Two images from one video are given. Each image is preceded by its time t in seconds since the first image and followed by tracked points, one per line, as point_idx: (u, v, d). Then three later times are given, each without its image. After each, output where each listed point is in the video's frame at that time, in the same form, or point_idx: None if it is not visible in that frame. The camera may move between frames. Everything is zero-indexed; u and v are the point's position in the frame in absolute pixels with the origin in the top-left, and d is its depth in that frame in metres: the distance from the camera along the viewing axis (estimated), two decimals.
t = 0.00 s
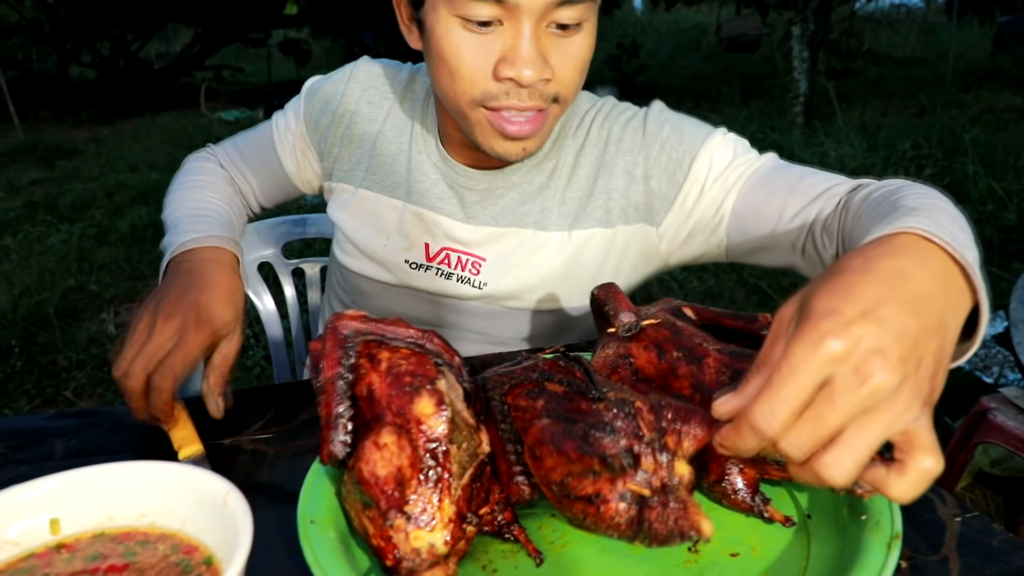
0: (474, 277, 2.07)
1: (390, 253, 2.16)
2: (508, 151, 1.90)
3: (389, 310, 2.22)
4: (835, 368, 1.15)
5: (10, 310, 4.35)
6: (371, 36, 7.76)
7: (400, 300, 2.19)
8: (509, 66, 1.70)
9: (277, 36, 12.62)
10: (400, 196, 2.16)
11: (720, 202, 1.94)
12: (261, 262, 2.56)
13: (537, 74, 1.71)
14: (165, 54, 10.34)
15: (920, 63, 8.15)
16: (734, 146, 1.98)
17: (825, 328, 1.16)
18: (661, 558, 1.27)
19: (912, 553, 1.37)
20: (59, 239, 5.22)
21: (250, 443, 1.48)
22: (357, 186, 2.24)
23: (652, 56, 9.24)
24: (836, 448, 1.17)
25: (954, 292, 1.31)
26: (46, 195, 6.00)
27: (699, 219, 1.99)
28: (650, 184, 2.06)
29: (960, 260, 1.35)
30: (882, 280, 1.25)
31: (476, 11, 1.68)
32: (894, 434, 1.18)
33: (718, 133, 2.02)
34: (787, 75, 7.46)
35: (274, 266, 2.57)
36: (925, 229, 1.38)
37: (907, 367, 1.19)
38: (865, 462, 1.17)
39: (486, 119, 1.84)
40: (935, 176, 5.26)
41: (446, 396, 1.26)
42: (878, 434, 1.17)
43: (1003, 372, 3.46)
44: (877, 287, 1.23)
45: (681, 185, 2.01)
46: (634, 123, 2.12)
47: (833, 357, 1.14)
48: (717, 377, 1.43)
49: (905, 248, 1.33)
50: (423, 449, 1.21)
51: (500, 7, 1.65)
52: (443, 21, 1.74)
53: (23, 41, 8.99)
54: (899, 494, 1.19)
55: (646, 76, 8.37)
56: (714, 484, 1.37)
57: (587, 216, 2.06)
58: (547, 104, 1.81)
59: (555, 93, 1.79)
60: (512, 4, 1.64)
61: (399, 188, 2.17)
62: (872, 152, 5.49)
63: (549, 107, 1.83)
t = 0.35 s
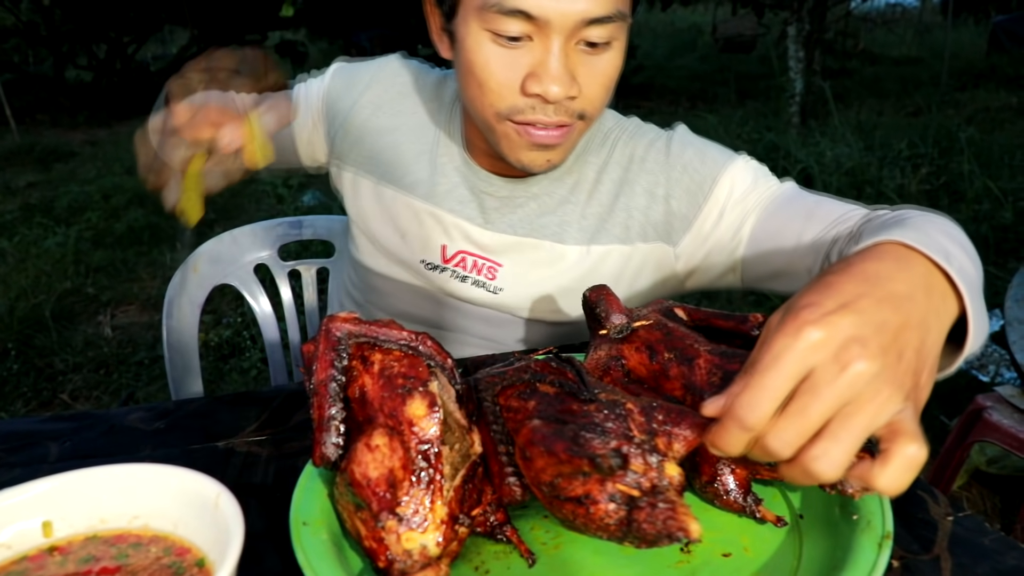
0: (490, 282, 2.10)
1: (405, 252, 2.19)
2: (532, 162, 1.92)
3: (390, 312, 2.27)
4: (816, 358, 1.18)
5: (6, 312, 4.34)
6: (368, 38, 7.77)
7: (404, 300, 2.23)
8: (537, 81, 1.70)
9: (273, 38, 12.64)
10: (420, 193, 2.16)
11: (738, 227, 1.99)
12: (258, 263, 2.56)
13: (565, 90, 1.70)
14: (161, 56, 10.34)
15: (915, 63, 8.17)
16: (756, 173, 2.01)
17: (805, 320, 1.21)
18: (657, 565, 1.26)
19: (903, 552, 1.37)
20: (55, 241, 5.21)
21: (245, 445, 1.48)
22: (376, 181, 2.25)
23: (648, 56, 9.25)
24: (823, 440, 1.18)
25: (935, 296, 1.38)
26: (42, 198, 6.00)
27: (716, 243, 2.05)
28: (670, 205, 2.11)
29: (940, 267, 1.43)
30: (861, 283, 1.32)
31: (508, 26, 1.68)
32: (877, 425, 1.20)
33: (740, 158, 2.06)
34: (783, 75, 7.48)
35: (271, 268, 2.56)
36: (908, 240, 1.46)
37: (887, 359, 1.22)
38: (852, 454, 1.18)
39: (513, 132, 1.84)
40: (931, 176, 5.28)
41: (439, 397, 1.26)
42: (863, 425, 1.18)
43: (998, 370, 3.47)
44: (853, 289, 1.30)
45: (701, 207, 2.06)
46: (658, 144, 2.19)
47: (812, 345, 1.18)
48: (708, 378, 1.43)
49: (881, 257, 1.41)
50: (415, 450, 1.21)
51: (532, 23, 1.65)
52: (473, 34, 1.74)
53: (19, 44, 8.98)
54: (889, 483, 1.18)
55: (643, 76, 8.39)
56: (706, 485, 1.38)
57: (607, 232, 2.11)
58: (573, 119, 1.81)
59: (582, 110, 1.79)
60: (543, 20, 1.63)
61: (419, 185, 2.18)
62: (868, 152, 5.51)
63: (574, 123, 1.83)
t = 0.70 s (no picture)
0: (513, 291, 2.12)
1: (434, 254, 2.14)
2: (556, 176, 2.02)
3: (388, 304, 2.21)
4: (797, 358, 1.22)
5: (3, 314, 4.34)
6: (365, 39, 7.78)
7: (410, 296, 2.17)
8: (563, 95, 1.68)
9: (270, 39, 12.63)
10: (453, 196, 2.12)
11: (748, 248, 2.03)
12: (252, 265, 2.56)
13: (591, 104, 1.69)
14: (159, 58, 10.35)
15: (912, 63, 8.19)
16: (770, 196, 2.07)
17: (789, 322, 1.25)
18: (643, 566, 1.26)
19: (893, 550, 1.38)
20: (53, 243, 5.20)
21: (237, 444, 1.49)
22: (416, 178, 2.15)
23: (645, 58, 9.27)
24: (803, 444, 1.19)
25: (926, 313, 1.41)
26: (40, 200, 5.99)
27: (727, 263, 2.08)
28: (685, 223, 2.17)
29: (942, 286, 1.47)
30: (857, 292, 1.37)
31: (536, 38, 1.64)
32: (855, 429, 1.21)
33: (755, 181, 2.11)
34: (779, 76, 7.49)
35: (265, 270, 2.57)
36: (915, 257, 1.51)
37: (871, 365, 1.25)
38: (832, 459, 1.19)
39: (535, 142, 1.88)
40: (928, 176, 5.29)
41: (429, 396, 1.26)
42: (841, 427, 1.20)
43: (993, 369, 3.49)
44: (843, 297, 1.34)
45: (715, 227, 2.11)
46: (676, 164, 2.24)
47: (794, 345, 1.22)
48: (700, 376, 1.43)
49: (876, 271, 1.45)
50: (403, 449, 1.22)
51: (560, 36, 1.63)
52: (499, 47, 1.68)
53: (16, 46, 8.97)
54: (865, 488, 1.19)
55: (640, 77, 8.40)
56: (697, 483, 1.38)
57: (624, 248, 2.15)
58: (597, 133, 1.85)
59: (606, 124, 1.83)
60: (571, 34, 1.62)
61: (454, 187, 2.13)
62: (865, 153, 5.52)
63: (597, 137, 1.87)
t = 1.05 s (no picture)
0: (520, 298, 2.16)
1: (440, 257, 2.17)
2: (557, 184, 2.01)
3: (389, 303, 2.23)
4: (783, 355, 1.26)
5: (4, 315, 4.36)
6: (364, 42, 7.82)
7: (410, 296, 2.20)
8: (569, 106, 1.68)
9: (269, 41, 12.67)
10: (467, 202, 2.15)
11: (755, 261, 1.97)
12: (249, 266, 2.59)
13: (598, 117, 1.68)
14: (159, 59, 10.38)
15: (908, 64, 8.22)
16: (777, 210, 2.01)
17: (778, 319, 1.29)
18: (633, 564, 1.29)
19: (888, 551, 1.41)
20: (53, 244, 5.23)
21: (232, 446, 1.54)
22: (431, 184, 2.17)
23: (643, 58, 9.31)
24: (788, 443, 1.22)
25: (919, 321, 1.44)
26: (40, 202, 6.02)
27: (734, 274, 2.03)
28: (691, 235, 2.15)
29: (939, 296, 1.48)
30: (847, 296, 1.40)
31: (543, 48, 1.65)
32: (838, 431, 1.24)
33: (763, 195, 2.06)
34: (776, 76, 7.52)
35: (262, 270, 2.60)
36: (911, 263, 1.52)
37: (855, 366, 1.28)
38: (814, 462, 1.21)
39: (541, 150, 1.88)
40: (923, 176, 5.31)
41: (421, 399, 1.29)
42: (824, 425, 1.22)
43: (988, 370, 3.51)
44: (831, 298, 1.38)
45: (721, 240, 2.07)
46: (685, 176, 2.25)
47: (781, 341, 1.26)
48: (693, 378, 1.46)
49: (869, 275, 1.48)
50: (396, 451, 1.25)
51: (567, 47, 1.63)
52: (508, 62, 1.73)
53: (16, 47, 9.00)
54: (838, 489, 1.21)
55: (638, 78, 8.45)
56: (691, 486, 1.41)
57: (629, 258, 2.19)
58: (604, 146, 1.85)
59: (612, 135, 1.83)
60: (579, 46, 1.62)
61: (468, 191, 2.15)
62: (860, 153, 5.55)
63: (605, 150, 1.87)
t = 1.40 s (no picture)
0: (518, 302, 2.15)
1: (441, 257, 2.18)
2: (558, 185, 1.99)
3: (388, 304, 2.24)
4: (789, 342, 1.28)
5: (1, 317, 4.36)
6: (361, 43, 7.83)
7: (410, 298, 2.21)
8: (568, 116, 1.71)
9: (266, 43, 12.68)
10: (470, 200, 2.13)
11: (755, 267, 2.01)
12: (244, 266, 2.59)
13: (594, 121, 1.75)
14: (157, 60, 10.39)
15: (904, 64, 8.24)
16: (776, 217, 2.05)
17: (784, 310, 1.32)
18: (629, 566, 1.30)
19: (884, 553, 1.42)
20: (50, 245, 5.23)
21: (225, 448, 1.56)
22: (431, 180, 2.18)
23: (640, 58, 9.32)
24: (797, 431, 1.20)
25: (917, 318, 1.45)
26: (37, 203, 6.02)
27: (732, 280, 2.07)
28: (691, 240, 2.15)
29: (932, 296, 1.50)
30: (849, 290, 1.42)
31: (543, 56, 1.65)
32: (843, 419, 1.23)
33: (762, 200, 2.08)
34: (773, 77, 7.53)
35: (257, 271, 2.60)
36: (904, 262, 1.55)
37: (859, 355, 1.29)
38: (818, 445, 1.20)
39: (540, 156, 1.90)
40: (920, 175, 5.32)
41: (416, 401, 1.31)
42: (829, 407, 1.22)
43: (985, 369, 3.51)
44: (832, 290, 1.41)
45: (721, 245, 2.09)
46: (684, 180, 2.22)
47: (786, 331, 1.29)
48: (686, 378, 1.48)
49: (866, 272, 1.50)
50: (390, 454, 1.25)
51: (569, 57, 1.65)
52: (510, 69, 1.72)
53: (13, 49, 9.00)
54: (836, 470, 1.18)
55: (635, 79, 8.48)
56: (685, 486, 1.42)
57: (629, 263, 2.19)
58: (602, 153, 1.87)
59: (611, 144, 1.84)
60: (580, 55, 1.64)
61: (471, 189, 2.14)
62: (857, 153, 5.55)
63: (603, 156, 1.89)
